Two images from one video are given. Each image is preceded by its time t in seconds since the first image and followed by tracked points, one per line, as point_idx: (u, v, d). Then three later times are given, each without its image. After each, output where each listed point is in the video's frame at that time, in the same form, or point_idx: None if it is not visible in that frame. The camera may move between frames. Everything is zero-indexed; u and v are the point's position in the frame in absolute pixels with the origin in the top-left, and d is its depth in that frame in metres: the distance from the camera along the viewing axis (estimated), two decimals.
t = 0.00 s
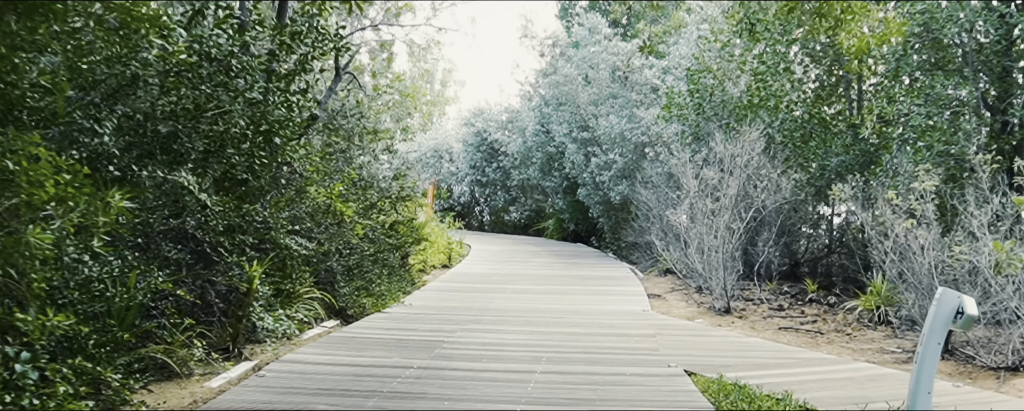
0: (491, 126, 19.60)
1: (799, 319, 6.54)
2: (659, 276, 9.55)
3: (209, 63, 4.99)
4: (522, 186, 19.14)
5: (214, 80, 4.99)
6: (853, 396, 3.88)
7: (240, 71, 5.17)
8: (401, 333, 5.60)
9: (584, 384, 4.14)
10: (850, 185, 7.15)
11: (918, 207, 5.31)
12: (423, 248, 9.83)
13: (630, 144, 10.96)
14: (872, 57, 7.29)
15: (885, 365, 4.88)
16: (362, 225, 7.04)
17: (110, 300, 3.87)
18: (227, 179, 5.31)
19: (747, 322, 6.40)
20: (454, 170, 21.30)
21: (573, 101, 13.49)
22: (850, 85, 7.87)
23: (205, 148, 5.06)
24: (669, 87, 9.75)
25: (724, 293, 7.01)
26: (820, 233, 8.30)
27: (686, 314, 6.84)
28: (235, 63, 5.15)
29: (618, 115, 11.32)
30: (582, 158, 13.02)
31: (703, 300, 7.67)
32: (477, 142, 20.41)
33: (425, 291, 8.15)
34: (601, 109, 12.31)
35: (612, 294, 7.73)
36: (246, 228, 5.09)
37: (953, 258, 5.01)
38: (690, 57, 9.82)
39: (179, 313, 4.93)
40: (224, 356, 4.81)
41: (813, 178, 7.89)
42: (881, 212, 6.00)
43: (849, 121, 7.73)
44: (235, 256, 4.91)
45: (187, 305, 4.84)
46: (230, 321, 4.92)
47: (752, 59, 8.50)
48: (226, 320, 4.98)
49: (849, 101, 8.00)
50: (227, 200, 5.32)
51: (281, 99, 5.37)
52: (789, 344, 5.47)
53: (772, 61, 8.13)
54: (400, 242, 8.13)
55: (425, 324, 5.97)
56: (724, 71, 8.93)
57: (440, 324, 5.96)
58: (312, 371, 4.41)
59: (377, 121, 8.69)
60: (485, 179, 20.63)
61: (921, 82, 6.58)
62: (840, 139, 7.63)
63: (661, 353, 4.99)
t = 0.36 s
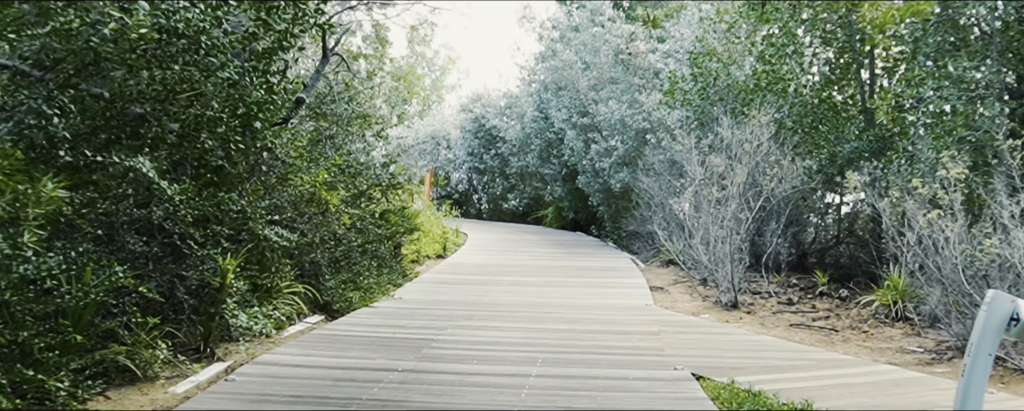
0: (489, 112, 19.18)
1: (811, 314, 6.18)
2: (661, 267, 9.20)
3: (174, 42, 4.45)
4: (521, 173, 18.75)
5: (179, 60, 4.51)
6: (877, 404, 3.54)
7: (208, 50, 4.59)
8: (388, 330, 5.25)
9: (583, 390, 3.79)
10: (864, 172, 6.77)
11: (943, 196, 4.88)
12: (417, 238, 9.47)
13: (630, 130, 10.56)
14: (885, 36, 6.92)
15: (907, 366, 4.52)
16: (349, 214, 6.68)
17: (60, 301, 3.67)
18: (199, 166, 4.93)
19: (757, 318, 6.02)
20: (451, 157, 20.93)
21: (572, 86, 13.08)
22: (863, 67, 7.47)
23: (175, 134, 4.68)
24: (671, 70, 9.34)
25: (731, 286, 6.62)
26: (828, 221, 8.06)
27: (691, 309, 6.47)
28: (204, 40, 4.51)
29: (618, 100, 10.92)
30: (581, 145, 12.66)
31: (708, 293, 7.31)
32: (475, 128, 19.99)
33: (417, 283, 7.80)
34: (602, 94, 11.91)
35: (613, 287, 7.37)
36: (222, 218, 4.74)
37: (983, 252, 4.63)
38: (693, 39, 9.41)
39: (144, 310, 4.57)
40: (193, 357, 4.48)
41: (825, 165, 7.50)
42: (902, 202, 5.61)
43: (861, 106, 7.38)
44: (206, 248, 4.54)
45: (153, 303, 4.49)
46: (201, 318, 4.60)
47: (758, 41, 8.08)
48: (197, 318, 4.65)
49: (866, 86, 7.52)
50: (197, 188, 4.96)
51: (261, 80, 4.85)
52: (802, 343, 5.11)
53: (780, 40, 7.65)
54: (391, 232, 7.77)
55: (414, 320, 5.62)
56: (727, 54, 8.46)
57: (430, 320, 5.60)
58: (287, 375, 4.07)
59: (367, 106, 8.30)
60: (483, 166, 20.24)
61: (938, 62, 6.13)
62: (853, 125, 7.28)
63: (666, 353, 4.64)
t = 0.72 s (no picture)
0: (486, 104, 18.76)
1: (822, 317, 5.82)
2: (662, 264, 8.85)
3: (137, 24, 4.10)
4: (519, 167, 18.39)
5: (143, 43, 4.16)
6: None
7: (172, 31, 4.01)
8: (370, 335, 4.90)
9: (578, 406, 3.45)
10: (882, 166, 6.41)
11: (975, 193, 4.50)
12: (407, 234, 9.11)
13: (631, 122, 10.21)
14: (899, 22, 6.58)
15: (931, 377, 4.17)
16: (333, 211, 6.33)
17: None
18: (168, 161, 4.53)
19: (765, 321, 5.65)
20: (448, 150, 20.55)
21: (570, 77, 12.71)
22: (874, 57, 7.12)
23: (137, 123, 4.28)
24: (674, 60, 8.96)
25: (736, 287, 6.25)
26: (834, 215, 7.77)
27: (694, 310, 6.11)
28: (167, 23, 3.90)
29: (618, 92, 10.53)
30: (580, 138, 12.31)
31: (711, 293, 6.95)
32: (472, 120, 19.59)
33: (406, 282, 7.45)
34: (601, 85, 11.55)
35: (611, 287, 7.03)
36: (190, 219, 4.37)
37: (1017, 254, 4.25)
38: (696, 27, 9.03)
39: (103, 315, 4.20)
40: (154, 367, 4.11)
41: (834, 160, 7.16)
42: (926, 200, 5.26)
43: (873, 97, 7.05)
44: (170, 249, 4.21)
45: (110, 308, 4.12)
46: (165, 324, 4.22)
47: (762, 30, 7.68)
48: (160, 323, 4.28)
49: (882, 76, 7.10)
50: (164, 184, 4.60)
51: (233, 68, 4.51)
52: (815, 350, 4.76)
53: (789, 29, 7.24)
54: (379, 229, 7.42)
55: (399, 324, 5.27)
56: (733, 42, 8.04)
57: (415, 324, 5.25)
58: (255, 388, 3.72)
59: (355, 97, 7.93)
60: (480, 159, 19.87)
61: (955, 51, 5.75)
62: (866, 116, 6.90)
63: (668, 362, 4.29)
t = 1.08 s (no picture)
0: (484, 100, 18.37)
1: (839, 326, 5.44)
2: (665, 267, 8.47)
3: (95, 11, 3.61)
4: (518, 164, 18.01)
5: (101, 30, 3.69)
6: None
7: (131, 18, 3.69)
8: (353, 348, 4.52)
9: None
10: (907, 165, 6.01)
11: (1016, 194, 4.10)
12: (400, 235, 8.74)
13: (634, 118, 9.84)
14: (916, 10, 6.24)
15: (967, 397, 3.79)
16: (317, 212, 5.95)
17: None
18: (137, 157, 4.21)
19: (778, 330, 5.26)
20: (446, 147, 20.17)
21: (570, 72, 12.34)
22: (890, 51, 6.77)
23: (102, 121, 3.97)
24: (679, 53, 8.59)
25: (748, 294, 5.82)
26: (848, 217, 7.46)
27: (701, 318, 5.72)
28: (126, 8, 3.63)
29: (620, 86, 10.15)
30: (580, 135, 11.93)
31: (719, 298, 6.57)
32: (470, 117, 19.20)
33: (397, 286, 7.08)
34: (602, 80, 11.18)
35: (613, 292, 6.65)
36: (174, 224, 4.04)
37: None
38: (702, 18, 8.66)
39: (58, 327, 3.88)
40: (112, 385, 3.76)
41: (846, 156, 6.93)
42: (961, 204, 4.88)
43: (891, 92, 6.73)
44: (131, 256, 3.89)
45: (63, 322, 3.77)
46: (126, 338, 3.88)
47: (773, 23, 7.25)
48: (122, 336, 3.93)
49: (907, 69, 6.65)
50: (128, 183, 4.30)
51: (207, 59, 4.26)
52: (837, 365, 4.38)
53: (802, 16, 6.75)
54: (370, 230, 7.06)
55: (385, 335, 4.90)
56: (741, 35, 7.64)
57: (403, 335, 4.88)
58: None
59: (345, 91, 7.57)
60: (479, 157, 19.48)
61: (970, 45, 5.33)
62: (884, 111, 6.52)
63: (677, 380, 3.91)
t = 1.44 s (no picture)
0: (482, 101, 18.01)
1: (859, 339, 5.06)
2: (670, 273, 8.10)
3: None
4: (517, 165, 17.65)
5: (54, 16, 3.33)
6: None
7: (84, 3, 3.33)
8: (334, 365, 4.16)
9: None
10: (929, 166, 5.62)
11: None
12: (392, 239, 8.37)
13: (636, 117, 9.47)
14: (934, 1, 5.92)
15: None
16: (300, 216, 5.57)
17: None
18: (97, 157, 3.74)
19: (793, 344, 4.88)
20: (443, 148, 19.80)
21: (570, 70, 11.99)
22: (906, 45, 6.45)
23: (62, 117, 3.52)
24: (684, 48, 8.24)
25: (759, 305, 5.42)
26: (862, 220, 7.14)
27: (710, 329, 5.33)
28: None
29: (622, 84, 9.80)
30: (580, 135, 11.57)
31: (728, 308, 6.18)
32: (468, 117, 18.83)
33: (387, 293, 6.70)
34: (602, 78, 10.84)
35: (616, 300, 6.28)
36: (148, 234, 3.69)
37: None
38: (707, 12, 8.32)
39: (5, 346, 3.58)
40: (64, 409, 3.38)
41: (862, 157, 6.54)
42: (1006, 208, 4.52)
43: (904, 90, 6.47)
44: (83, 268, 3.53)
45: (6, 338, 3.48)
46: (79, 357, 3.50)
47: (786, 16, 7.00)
48: (73, 355, 3.57)
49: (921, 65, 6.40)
50: (89, 184, 3.86)
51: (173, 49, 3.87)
52: (861, 384, 4.00)
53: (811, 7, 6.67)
54: (359, 234, 6.69)
55: (370, 350, 4.53)
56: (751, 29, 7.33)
57: (389, 350, 4.52)
58: None
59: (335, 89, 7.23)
60: (477, 158, 19.10)
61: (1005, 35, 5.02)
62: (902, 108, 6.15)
63: (688, 403, 3.54)
